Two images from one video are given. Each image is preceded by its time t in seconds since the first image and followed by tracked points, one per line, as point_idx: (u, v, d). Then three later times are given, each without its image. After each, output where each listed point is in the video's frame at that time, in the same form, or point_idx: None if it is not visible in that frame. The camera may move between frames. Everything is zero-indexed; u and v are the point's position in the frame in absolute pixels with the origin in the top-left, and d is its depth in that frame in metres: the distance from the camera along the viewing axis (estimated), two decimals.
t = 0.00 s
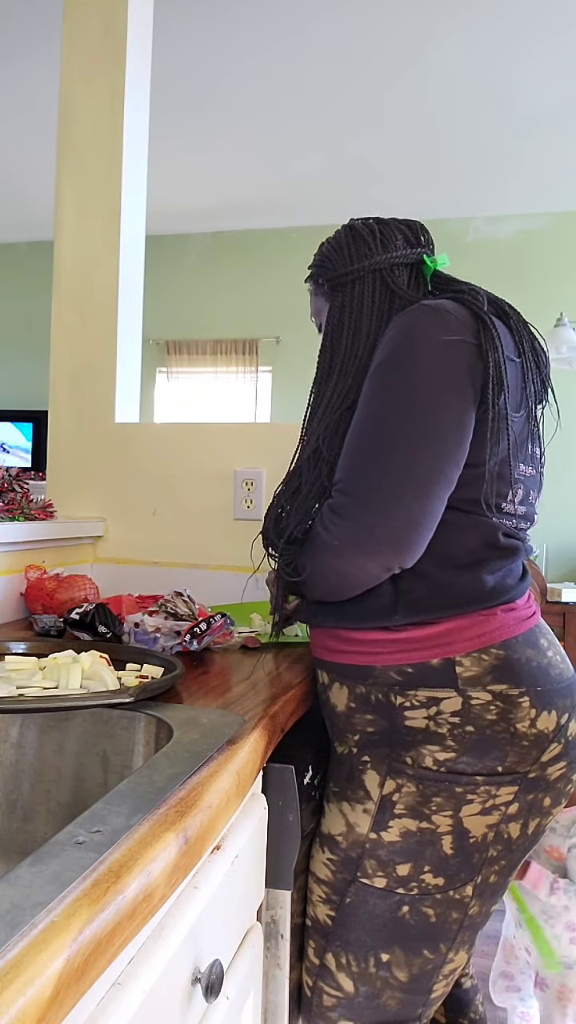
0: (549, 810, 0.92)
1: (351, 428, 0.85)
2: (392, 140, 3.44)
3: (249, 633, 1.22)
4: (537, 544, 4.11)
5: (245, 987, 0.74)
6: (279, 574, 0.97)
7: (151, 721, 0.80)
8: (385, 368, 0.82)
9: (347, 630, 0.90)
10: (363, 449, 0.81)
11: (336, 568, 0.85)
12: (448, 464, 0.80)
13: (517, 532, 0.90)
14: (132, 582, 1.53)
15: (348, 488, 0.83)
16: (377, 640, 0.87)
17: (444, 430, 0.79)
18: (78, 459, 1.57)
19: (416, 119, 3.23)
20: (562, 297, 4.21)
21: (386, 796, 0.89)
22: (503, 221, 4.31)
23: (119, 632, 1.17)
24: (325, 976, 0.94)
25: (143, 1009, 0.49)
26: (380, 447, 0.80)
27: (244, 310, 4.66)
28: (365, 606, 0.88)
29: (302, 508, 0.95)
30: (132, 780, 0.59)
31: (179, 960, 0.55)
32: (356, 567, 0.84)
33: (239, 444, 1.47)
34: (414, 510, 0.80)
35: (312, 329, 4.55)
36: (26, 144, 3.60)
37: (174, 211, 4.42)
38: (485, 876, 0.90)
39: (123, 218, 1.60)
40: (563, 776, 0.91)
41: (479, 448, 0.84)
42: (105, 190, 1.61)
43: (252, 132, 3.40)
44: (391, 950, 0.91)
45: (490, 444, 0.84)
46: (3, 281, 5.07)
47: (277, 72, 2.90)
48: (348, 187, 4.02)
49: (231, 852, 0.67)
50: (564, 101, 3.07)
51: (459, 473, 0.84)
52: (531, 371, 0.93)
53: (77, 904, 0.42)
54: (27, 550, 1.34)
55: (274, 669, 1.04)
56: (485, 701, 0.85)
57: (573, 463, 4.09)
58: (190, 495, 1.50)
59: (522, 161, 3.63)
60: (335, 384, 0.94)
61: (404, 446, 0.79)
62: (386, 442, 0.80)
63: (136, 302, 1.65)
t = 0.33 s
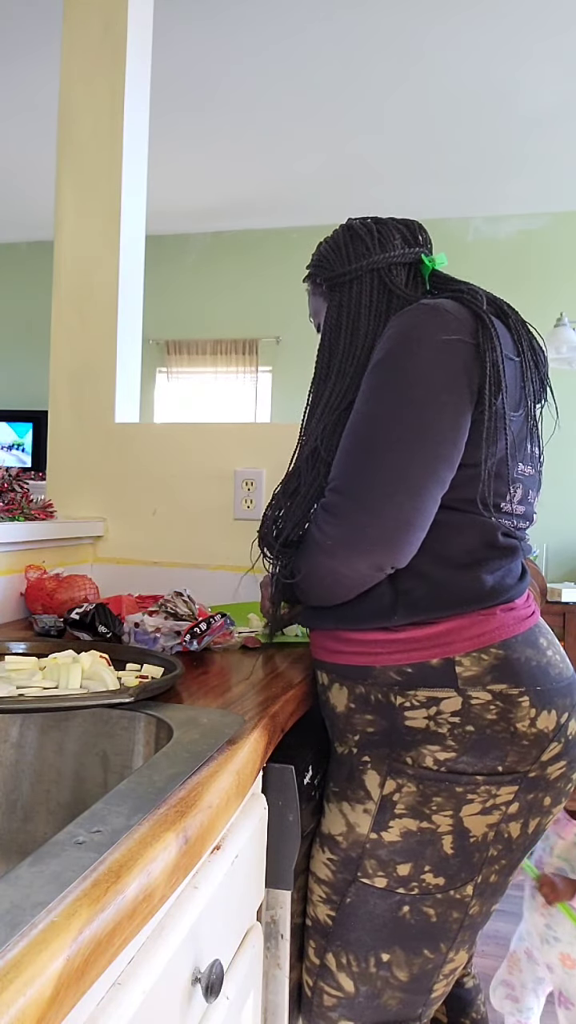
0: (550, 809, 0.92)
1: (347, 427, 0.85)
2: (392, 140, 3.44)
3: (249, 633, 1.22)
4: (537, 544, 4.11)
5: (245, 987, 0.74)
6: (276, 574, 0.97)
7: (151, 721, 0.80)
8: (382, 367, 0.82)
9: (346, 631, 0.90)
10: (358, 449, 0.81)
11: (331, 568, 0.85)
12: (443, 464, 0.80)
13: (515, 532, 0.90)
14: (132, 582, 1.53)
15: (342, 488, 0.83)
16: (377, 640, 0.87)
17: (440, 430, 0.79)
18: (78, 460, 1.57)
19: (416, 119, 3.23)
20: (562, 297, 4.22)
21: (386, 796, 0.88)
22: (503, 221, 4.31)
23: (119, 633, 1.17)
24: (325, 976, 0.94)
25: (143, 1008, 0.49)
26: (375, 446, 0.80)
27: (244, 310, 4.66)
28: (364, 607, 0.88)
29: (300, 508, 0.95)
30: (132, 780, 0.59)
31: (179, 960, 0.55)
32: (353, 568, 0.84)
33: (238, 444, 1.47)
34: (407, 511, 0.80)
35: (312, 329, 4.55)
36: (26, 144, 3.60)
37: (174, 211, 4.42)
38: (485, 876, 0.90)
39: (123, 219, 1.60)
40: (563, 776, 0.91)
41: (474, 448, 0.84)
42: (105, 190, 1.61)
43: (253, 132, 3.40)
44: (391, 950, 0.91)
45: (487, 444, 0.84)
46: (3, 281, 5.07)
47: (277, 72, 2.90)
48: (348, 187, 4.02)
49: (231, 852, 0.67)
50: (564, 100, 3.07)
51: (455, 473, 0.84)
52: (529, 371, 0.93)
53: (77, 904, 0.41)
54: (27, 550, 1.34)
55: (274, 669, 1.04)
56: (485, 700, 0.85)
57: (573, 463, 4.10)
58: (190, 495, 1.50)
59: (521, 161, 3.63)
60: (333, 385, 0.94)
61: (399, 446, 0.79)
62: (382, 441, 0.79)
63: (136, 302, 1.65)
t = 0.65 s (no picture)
0: (548, 809, 0.92)
1: (355, 427, 0.85)
2: (391, 140, 3.44)
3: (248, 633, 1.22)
4: (537, 544, 4.12)
5: (245, 987, 0.74)
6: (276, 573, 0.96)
7: (151, 721, 0.80)
8: (393, 368, 0.81)
9: (344, 631, 0.90)
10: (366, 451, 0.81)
11: (337, 569, 0.85)
12: (451, 469, 0.80)
13: (517, 535, 0.89)
14: (132, 582, 1.53)
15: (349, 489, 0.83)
16: (375, 640, 0.87)
17: (449, 436, 0.79)
18: (78, 459, 1.57)
19: (416, 118, 3.23)
20: (562, 297, 4.22)
21: (385, 796, 0.89)
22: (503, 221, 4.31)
23: (119, 632, 1.17)
24: (324, 976, 0.94)
25: (143, 1009, 0.49)
26: (382, 448, 0.80)
27: (244, 310, 4.66)
28: (363, 607, 0.88)
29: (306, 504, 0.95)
30: (132, 780, 0.59)
31: (179, 960, 0.55)
32: (359, 569, 0.84)
33: (238, 444, 1.47)
34: (412, 514, 0.79)
35: (312, 330, 4.55)
36: (26, 144, 3.60)
37: (174, 211, 4.42)
38: (483, 875, 0.90)
39: (123, 219, 1.60)
40: (561, 776, 0.91)
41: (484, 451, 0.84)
42: (106, 189, 1.61)
43: (253, 132, 3.40)
44: (390, 950, 0.90)
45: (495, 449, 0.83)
46: (3, 281, 5.06)
47: (277, 72, 2.90)
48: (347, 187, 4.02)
49: (231, 852, 0.67)
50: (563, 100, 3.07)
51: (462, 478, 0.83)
52: (538, 374, 0.92)
53: (77, 904, 0.42)
54: (27, 551, 1.34)
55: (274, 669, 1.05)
56: (482, 701, 0.85)
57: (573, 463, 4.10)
58: (190, 495, 1.50)
59: (521, 161, 3.63)
60: (343, 378, 0.94)
61: (406, 449, 0.79)
62: (390, 443, 0.79)
63: (136, 302, 1.65)
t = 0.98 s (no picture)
0: (551, 812, 0.92)
1: (395, 437, 0.82)
2: (391, 140, 3.44)
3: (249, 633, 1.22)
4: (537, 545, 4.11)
5: (245, 987, 0.74)
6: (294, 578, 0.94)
7: (151, 721, 0.79)
8: (434, 378, 0.78)
9: (352, 632, 0.90)
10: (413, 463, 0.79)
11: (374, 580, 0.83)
12: (500, 476, 0.78)
13: (528, 541, 0.89)
14: (132, 582, 1.53)
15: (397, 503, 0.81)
16: (381, 641, 0.87)
17: (499, 442, 0.77)
18: (79, 459, 1.57)
19: (416, 118, 3.23)
20: (562, 297, 4.22)
21: (388, 797, 0.89)
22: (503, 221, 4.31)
23: (119, 632, 1.17)
24: (323, 976, 0.94)
25: (143, 1009, 0.49)
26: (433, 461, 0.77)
27: (244, 310, 4.66)
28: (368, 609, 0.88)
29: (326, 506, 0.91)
30: (133, 780, 0.59)
31: (179, 960, 0.55)
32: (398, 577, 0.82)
33: (239, 444, 1.47)
34: (468, 527, 0.78)
35: (312, 330, 4.55)
36: (26, 144, 3.60)
37: (174, 211, 4.41)
38: (485, 877, 0.90)
39: (124, 219, 1.60)
40: (565, 779, 0.91)
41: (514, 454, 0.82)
42: (106, 189, 1.61)
43: (252, 132, 3.40)
44: (390, 950, 0.90)
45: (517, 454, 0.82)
46: (3, 281, 5.06)
47: (277, 72, 2.90)
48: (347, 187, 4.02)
49: (231, 852, 0.67)
50: (564, 100, 3.07)
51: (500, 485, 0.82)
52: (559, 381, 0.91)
53: (77, 904, 0.41)
54: (27, 550, 1.34)
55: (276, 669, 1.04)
56: (488, 703, 0.85)
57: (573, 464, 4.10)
58: (191, 495, 1.50)
59: (521, 161, 3.63)
60: (362, 371, 0.90)
61: (460, 464, 0.76)
62: (440, 457, 0.77)
63: (136, 302, 1.65)
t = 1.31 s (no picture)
0: (558, 818, 0.92)
1: (450, 443, 0.76)
2: (391, 140, 3.44)
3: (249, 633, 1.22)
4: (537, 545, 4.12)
5: (244, 988, 0.74)
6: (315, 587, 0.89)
7: (151, 721, 0.79)
8: (502, 385, 0.73)
9: (363, 633, 0.88)
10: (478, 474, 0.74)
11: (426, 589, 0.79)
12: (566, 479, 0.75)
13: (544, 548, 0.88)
14: (131, 582, 1.53)
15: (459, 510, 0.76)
16: (393, 643, 0.86)
17: (564, 444, 0.74)
18: (79, 460, 1.57)
19: (416, 118, 3.23)
20: (562, 297, 4.22)
21: (398, 800, 0.87)
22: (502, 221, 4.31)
23: (119, 632, 1.17)
24: (325, 975, 0.94)
25: (142, 1009, 0.49)
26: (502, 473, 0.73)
27: (244, 310, 4.66)
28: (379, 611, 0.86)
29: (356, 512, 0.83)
30: (133, 780, 0.59)
31: (179, 959, 0.55)
32: (450, 590, 0.78)
33: (239, 444, 1.47)
34: (539, 533, 0.74)
35: (312, 330, 4.55)
36: (26, 144, 3.60)
37: (175, 211, 4.41)
38: (492, 884, 0.90)
39: (124, 220, 1.60)
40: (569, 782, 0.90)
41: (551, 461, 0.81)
42: (106, 189, 1.61)
43: (252, 132, 3.41)
44: (393, 951, 0.90)
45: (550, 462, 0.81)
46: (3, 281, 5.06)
47: (277, 72, 2.90)
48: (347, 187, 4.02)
49: (231, 851, 0.67)
50: (565, 100, 3.07)
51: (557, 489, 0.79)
52: None
53: (76, 904, 0.41)
54: (28, 550, 1.34)
55: (277, 668, 1.04)
56: (502, 707, 0.84)
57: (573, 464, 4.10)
58: (190, 494, 1.50)
59: (521, 161, 3.63)
60: (396, 363, 0.82)
61: (531, 479, 0.73)
62: (513, 458, 0.72)
63: (136, 302, 1.65)
